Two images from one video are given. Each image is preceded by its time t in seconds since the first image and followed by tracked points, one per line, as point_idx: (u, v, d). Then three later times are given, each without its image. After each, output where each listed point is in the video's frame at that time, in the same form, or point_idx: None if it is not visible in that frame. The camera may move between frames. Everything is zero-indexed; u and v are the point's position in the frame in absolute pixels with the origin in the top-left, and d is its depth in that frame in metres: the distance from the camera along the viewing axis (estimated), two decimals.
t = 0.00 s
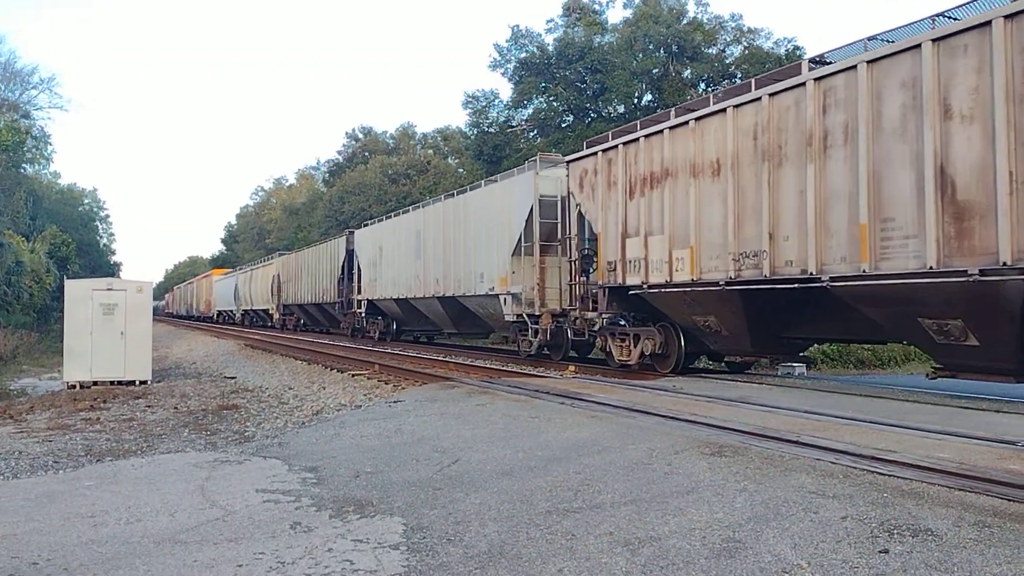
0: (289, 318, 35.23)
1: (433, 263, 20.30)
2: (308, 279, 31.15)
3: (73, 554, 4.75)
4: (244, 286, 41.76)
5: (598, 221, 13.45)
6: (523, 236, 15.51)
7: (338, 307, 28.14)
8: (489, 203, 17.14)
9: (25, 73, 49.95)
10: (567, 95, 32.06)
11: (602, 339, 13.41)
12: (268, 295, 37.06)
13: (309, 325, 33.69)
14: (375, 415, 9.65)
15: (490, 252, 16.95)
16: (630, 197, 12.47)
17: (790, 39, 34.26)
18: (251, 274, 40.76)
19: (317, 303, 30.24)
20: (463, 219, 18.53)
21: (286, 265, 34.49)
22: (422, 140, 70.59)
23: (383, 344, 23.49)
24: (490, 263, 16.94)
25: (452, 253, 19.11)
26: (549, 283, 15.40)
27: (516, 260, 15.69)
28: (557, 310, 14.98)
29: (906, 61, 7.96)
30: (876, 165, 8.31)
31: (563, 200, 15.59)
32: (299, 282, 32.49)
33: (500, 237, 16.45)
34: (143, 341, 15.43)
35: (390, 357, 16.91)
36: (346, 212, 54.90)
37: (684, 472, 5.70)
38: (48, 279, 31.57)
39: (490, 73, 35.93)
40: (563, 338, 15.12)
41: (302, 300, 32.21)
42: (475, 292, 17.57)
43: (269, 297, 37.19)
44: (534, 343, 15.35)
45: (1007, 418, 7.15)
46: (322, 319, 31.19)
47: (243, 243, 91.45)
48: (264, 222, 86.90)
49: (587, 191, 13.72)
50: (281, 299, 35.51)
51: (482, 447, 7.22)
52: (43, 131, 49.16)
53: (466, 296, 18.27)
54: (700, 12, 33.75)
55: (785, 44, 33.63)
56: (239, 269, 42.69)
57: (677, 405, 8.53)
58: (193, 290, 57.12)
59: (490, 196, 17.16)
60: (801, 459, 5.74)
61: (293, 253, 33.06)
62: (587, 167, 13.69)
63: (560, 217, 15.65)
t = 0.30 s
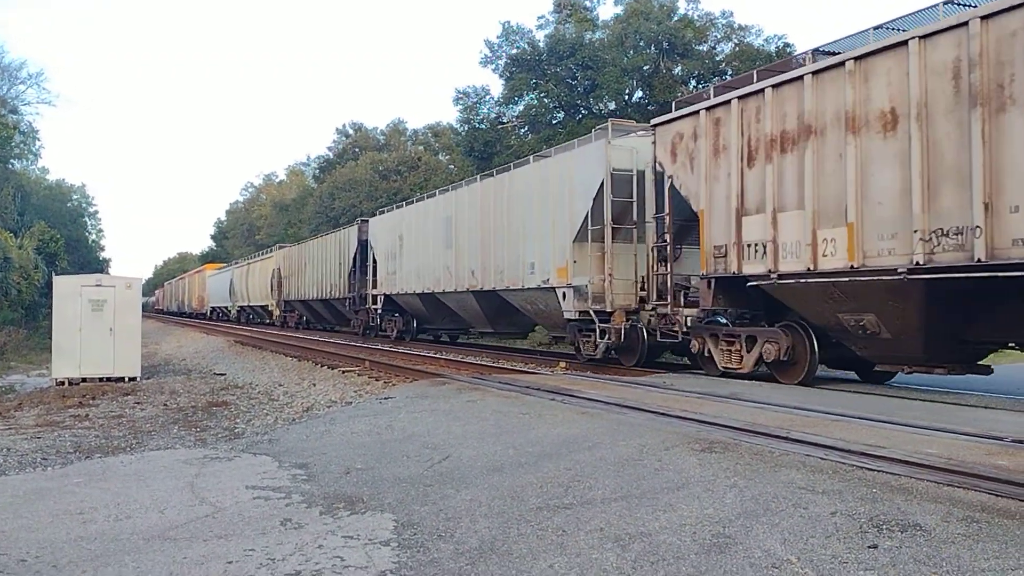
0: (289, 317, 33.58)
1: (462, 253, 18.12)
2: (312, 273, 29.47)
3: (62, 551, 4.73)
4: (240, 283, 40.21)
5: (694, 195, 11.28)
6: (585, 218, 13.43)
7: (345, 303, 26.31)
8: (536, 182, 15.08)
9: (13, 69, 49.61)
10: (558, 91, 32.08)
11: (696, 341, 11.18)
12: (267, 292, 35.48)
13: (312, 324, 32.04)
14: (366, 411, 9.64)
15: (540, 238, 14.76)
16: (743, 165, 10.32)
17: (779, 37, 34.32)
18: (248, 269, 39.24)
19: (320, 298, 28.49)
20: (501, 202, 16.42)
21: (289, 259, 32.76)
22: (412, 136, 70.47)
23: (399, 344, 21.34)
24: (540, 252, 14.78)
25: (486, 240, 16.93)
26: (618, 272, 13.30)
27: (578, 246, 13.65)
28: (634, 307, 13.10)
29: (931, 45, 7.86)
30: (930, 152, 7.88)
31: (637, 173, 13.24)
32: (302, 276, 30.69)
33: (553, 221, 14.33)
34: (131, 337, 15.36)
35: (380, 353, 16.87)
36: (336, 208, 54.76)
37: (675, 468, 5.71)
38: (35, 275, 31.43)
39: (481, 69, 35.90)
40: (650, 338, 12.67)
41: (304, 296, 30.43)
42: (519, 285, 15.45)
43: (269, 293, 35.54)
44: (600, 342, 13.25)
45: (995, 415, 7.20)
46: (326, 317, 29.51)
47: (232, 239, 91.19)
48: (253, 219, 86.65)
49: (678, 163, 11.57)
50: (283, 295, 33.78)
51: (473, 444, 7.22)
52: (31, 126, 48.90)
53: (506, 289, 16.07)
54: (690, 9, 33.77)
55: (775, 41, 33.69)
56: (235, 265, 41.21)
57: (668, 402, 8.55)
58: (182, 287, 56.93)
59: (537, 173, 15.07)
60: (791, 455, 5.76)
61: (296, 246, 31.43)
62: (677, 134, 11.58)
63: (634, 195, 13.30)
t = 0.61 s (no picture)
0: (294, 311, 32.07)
1: (502, 240, 16.16)
2: (321, 263, 27.80)
3: (54, 546, 4.71)
4: (242, 275, 38.67)
5: (835, 158, 9.02)
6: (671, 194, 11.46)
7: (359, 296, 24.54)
8: (602, 153, 13.00)
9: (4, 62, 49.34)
10: (552, 84, 32.05)
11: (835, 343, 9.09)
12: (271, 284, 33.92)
13: (320, 319, 30.43)
14: (359, 405, 9.63)
15: (609, 219, 12.76)
16: (919, 118, 8.05)
17: (773, 29, 34.30)
18: (251, 261, 37.72)
19: (330, 291, 26.82)
20: (555, 180, 14.40)
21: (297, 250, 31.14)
22: (406, 130, 70.31)
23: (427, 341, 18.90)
24: (608, 235, 12.76)
25: (533, 224, 14.94)
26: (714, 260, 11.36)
27: (659, 228, 11.68)
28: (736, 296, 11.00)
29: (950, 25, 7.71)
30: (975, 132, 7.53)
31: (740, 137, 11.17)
32: (311, 267, 29.01)
33: (627, 198, 12.31)
34: (124, 331, 15.31)
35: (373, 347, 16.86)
36: (330, 201, 54.64)
37: (667, 461, 5.72)
38: (27, 268, 31.32)
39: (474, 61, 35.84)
40: (757, 335, 10.78)
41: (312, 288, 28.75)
42: (580, 273, 13.41)
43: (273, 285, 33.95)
44: (689, 342, 11.22)
45: (986, 407, 7.23)
46: (336, 312, 27.90)
47: (225, 232, 90.99)
48: (246, 212, 86.45)
49: (814, 120, 9.30)
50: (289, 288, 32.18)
51: (467, 437, 7.22)
52: (22, 119, 48.66)
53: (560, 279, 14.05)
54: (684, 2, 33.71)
55: (768, 33, 33.67)
56: (237, 256, 39.65)
57: (661, 395, 8.56)
58: (176, 281, 56.83)
59: (602, 145, 13.02)
60: (783, 447, 5.77)
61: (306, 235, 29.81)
62: (812, 82, 9.32)
63: (735, 164, 11.29)
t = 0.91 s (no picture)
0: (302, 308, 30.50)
1: (561, 227, 14.18)
2: (335, 257, 26.15)
3: (48, 545, 4.71)
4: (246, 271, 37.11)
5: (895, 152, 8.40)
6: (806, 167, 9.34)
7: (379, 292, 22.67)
8: (699, 120, 10.86)
9: None
10: (545, 82, 32.06)
11: None
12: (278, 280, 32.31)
13: (332, 316, 28.81)
14: (354, 403, 9.62)
15: (712, 200, 10.63)
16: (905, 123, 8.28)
17: (766, 27, 34.36)
18: (255, 257, 36.16)
19: (345, 286, 25.13)
20: (632, 155, 12.25)
21: (308, 243, 29.44)
22: (399, 127, 70.23)
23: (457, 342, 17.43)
24: (713, 218, 10.63)
25: (603, 207, 12.89)
26: (836, 243, 9.51)
27: (784, 208, 9.60)
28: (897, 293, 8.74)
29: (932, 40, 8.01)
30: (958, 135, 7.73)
31: (903, 89, 8.91)
32: (325, 260, 27.31)
33: (740, 173, 10.13)
34: (117, 330, 15.27)
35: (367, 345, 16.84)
36: (323, 199, 54.55)
37: (662, 457, 5.73)
38: (20, 266, 31.26)
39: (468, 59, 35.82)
40: (919, 342, 8.87)
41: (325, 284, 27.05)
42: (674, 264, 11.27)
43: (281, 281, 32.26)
44: (826, 348, 9.21)
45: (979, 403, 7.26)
46: (350, 309, 26.26)
47: (218, 230, 90.79)
48: (240, 210, 86.31)
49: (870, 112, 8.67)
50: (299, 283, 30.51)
51: (461, 435, 7.22)
52: (13, 117, 48.45)
53: (644, 271, 11.91)
54: None
55: (762, 31, 33.71)
56: (241, 250, 38.08)
57: (656, 392, 8.57)
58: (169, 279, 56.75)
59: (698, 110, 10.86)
60: (778, 444, 5.79)
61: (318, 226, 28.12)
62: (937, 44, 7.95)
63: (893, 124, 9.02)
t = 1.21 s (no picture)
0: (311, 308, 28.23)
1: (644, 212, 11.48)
2: (350, 254, 23.83)
3: (44, 548, 4.70)
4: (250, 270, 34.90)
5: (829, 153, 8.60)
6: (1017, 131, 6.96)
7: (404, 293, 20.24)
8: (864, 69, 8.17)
9: None
10: (540, 82, 32.10)
11: None
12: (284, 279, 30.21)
13: (345, 316, 26.49)
14: (349, 404, 9.60)
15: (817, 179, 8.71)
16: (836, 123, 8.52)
17: (760, 26, 34.45)
18: (258, 254, 33.94)
19: (361, 286, 22.81)
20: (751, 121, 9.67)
21: (318, 239, 27.06)
22: (394, 128, 70.21)
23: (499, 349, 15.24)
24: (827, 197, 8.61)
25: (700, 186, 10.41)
26: None
27: (994, 173, 7.08)
28: None
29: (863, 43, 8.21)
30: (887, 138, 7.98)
31: None
32: (337, 257, 25.00)
33: (922, 133, 7.57)
34: (112, 332, 15.23)
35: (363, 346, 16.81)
36: (319, 199, 54.50)
37: (658, 456, 5.74)
38: (14, 268, 31.23)
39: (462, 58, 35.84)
40: None
41: (338, 284, 24.75)
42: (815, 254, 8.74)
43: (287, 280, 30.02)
44: None
45: (974, 400, 7.27)
46: (366, 311, 24.02)
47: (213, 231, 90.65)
48: (234, 211, 86.20)
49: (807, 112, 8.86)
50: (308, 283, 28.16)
51: (457, 435, 7.21)
52: (7, 119, 48.30)
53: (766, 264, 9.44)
54: None
55: (756, 30, 33.78)
56: (243, 248, 36.12)
57: (651, 391, 8.58)
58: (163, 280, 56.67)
59: (855, 54, 8.29)
60: (774, 442, 5.79)
61: (331, 221, 25.84)
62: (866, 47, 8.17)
63: None
